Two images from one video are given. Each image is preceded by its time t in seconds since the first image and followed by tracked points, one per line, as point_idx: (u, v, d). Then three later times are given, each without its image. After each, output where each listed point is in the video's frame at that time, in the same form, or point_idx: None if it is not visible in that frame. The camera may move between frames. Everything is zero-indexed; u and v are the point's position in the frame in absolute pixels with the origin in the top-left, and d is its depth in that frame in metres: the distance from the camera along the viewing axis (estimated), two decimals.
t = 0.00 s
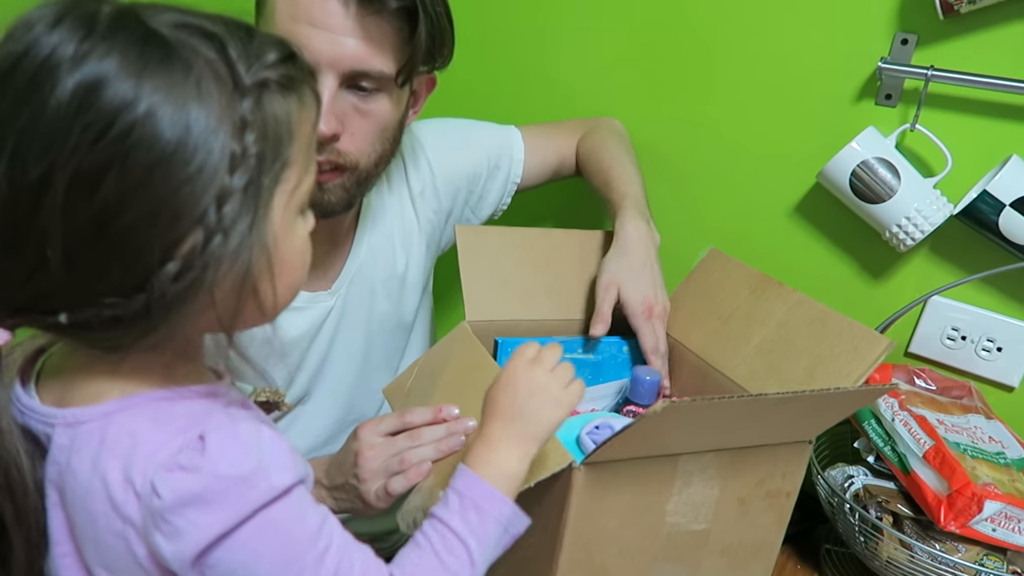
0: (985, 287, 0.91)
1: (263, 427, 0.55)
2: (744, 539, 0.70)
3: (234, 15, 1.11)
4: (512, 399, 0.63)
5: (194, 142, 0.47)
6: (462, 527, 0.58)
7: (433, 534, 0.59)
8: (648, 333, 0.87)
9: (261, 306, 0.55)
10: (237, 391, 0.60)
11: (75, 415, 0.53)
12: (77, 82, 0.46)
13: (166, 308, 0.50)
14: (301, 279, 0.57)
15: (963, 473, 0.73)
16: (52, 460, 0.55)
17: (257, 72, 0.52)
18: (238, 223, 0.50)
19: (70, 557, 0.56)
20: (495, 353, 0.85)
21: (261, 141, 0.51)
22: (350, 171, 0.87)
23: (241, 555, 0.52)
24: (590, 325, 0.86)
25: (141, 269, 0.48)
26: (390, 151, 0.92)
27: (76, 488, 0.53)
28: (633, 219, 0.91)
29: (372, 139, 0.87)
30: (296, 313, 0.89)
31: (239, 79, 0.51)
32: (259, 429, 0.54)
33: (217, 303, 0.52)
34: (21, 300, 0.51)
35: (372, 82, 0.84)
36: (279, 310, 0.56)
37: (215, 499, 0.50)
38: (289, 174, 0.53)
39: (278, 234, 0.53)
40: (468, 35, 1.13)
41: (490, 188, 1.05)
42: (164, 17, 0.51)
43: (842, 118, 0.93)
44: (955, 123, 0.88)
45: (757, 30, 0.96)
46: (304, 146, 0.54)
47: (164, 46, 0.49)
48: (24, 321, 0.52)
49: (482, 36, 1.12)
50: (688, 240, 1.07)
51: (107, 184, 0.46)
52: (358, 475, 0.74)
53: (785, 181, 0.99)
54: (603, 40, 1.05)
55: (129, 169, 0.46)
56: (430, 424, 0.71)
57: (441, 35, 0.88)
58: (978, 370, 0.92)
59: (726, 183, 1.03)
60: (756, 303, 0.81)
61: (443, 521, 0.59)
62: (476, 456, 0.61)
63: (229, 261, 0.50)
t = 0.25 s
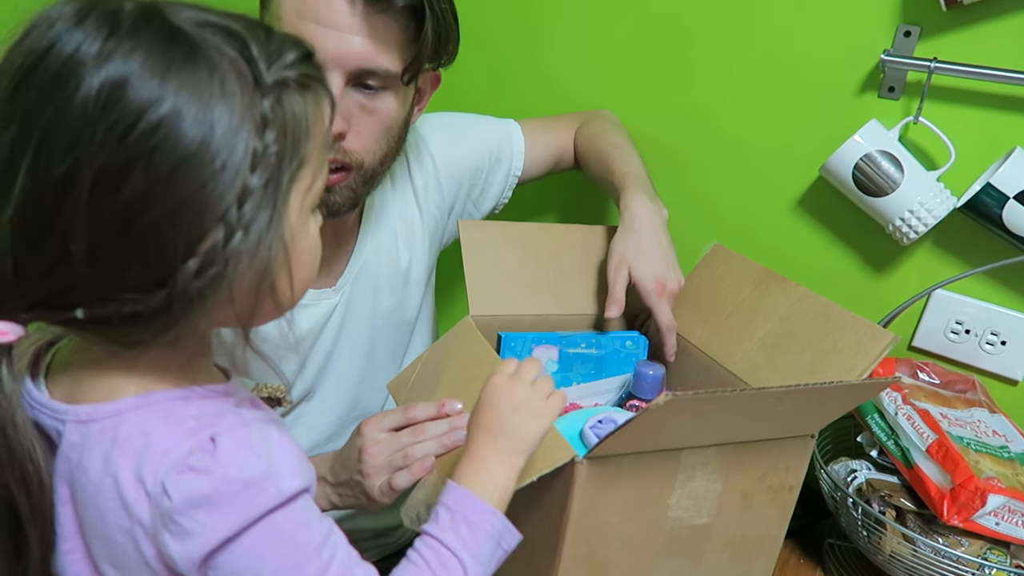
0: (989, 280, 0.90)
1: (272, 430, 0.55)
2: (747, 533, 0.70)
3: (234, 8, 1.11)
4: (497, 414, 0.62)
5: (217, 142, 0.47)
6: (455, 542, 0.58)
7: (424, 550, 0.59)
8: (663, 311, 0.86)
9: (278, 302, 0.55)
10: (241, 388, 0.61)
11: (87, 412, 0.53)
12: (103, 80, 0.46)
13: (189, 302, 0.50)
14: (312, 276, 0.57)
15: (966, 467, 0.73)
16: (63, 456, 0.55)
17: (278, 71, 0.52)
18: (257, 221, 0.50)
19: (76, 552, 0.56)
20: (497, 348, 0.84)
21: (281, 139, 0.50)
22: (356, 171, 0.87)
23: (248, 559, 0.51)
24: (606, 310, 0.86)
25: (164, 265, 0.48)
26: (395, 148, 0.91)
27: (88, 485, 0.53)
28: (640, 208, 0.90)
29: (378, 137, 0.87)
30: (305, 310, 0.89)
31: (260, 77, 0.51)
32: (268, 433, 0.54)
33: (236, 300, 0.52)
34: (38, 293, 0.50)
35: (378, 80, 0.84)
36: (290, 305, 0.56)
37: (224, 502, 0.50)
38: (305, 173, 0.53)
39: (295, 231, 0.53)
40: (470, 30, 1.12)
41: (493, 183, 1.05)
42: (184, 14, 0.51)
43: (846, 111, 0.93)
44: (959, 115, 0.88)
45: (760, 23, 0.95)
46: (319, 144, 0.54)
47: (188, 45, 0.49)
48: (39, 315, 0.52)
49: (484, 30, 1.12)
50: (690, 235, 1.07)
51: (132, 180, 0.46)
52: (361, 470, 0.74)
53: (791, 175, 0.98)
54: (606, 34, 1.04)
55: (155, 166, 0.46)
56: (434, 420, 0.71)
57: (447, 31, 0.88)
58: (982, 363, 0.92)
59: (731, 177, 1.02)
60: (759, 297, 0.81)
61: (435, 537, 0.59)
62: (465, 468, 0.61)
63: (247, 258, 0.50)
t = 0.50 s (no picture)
0: (987, 272, 0.90)
1: (266, 422, 0.55)
2: (743, 526, 0.70)
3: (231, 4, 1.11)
4: (468, 411, 0.61)
5: (208, 133, 0.47)
6: (435, 537, 0.57)
7: (405, 546, 0.58)
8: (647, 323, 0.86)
9: (268, 294, 0.54)
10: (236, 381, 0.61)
11: (81, 403, 0.53)
12: (95, 67, 0.46)
13: (178, 294, 0.50)
14: (303, 269, 0.56)
15: (963, 460, 0.73)
16: (57, 447, 0.55)
17: (272, 64, 0.51)
18: (247, 212, 0.49)
19: (70, 543, 0.57)
20: (494, 341, 0.84)
21: (273, 131, 0.50)
22: (351, 168, 0.87)
23: (241, 549, 0.51)
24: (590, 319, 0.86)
25: (153, 254, 0.48)
26: (387, 144, 0.91)
27: (82, 476, 0.53)
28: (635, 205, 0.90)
29: (372, 134, 0.87)
30: (294, 305, 0.89)
31: (253, 69, 0.50)
32: (263, 425, 0.54)
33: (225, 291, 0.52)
34: (31, 281, 0.51)
35: (371, 78, 0.83)
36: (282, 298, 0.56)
37: (216, 494, 0.50)
38: (298, 166, 0.52)
39: (285, 225, 0.52)
40: (468, 24, 1.13)
41: (485, 176, 1.05)
42: (180, 5, 0.51)
43: (844, 105, 0.93)
44: (956, 107, 0.88)
45: (758, 16, 0.95)
46: (313, 139, 0.54)
47: (182, 35, 0.49)
48: (31, 303, 0.52)
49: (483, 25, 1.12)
50: (687, 228, 1.07)
51: (122, 167, 0.46)
52: (356, 465, 0.73)
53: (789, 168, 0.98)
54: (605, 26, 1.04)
55: (145, 155, 0.46)
56: (428, 415, 0.71)
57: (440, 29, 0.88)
58: (980, 357, 0.92)
59: (729, 171, 1.02)
60: (755, 290, 0.81)
61: (415, 533, 0.58)
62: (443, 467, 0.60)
63: (237, 250, 0.50)
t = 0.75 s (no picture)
0: (971, 270, 0.91)
1: (256, 419, 0.56)
2: (729, 522, 0.71)
3: (225, 4, 1.12)
4: (451, 443, 0.63)
5: (199, 132, 0.48)
6: (402, 558, 0.61)
7: (372, 562, 0.61)
8: (642, 330, 0.88)
9: (260, 290, 0.55)
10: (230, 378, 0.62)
11: (78, 396, 0.54)
12: (89, 68, 0.47)
13: (172, 289, 0.50)
14: (297, 267, 0.57)
15: (946, 456, 0.74)
16: (54, 440, 0.55)
17: (262, 64, 0.52)
18: (238, 209, 0.50)
19: (65, 535, 0.57)
20: (484, 340, 0.85)
21: (264, 130, 0.51)
22: (348, 175, 0.87)
23: (227, 544, 0.52)
24: (606, 315, 0.87)
25: (146, 250, 0.48)
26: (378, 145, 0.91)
27: (78, 468, 0.54)
28: (628, 211, 0.91)
29: (367, 138, 0.87)
30: (284, 308, 0.90)
31: (243, 69, 0.51)
32: (253, 422, 0.55)
33: (217, 287, 0.52)
34: (29, 276, 0.51)
35: (368, 85, 0.82)
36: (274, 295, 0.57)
37: (204, 488, 0.51)
38: (288, 165, 0.53)
39: (277, 223, 0.53)
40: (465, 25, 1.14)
41: (476, 171, 1.06)
42: (174, 9, 0.52)
43: (831, 104, 0.93)
44: (941, 108, 0.89)
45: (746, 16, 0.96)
46: (304, 138, 0.54)
47: (175, 37, 0.49)
48: (30, 299, 0.52)
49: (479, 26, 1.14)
50: (678, 226, 1.08)
51: (116, 165, 0.47)
52: (349, 465, 0.74)
53: (778, 166, 0.99)
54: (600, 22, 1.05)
55: (138, 152, 0.47)
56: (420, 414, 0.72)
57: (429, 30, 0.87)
58: (965, 354, 0.93)
59: (719, 168, 1.03)
60: (744, 289, 0.82)
61: (384, 551, 0.62)
62: (419, 489, 0.63)
63: (228, 247, 0.50)
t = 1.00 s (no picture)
0: (969, 272, 0.91)
1: (252, 422, 0.55)
2: (730, 524, 0.71)
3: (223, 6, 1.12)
4: (429, 488, 0.64)
5: (199, 131, 0.48)
6: None
7: None
8: (647, 333, 0.88)
9: (257, 290, 0.54)
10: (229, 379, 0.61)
11: (75, 392, 0.54)
12: (92, 67, 0.47)
13: (168, 287, 0.50)
14: (295, 268, 0.56)
15: (947, 458, 0.74)
16: (51, 436, 0.55)
17: (264, 65, 0.52)
18: (237, 207, 0.49)
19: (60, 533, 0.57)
20: (483, 342, 0.85)
21: (264, 130, 0.51)
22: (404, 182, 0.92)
23: (209, 546, 0.52)
24: (619, 315, 0.86)
25: (144, 246, 0.48)
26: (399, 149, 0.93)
27: (73, 464, 0.53)
28: (630, 211, 0.92)
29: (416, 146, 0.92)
30: (282, 306, 0.89)
31: (245, 70, 0.51)
32: (248, 425, 0.55)
33: (214, 287, 0.52)
34: (31, 271, 0.51)
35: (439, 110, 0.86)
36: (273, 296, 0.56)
37: (194, 488, 0.51)
38: (288, 166, 0.53)
39: (276, 223, 0.52)
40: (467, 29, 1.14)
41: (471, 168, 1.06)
42: (178, 9, 0.51)
43: (831, 106, 0.93)
44: (939, 110, 0.89)
45: (744, 18, 0.96)
46: (304, 140, 0.54)
47: (178, 37, 0.49)
48: (29, 294, 0.52)
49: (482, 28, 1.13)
50: (677, 226, 1.08)
51: (117, 161, 0.46)
52: (348, 468, 0.73)
53: (778, 169, 0.99)
54: (600, 24, 1.05)
55: (138, 150, 0.47)
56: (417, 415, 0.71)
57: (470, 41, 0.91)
58: (965, 356, 0.93)
59: (718, 169, 1.03)
60: (743, 290, 0.82)
61: None
62: (389, 525, 0.64)
63: (225, 246, 0.50)
